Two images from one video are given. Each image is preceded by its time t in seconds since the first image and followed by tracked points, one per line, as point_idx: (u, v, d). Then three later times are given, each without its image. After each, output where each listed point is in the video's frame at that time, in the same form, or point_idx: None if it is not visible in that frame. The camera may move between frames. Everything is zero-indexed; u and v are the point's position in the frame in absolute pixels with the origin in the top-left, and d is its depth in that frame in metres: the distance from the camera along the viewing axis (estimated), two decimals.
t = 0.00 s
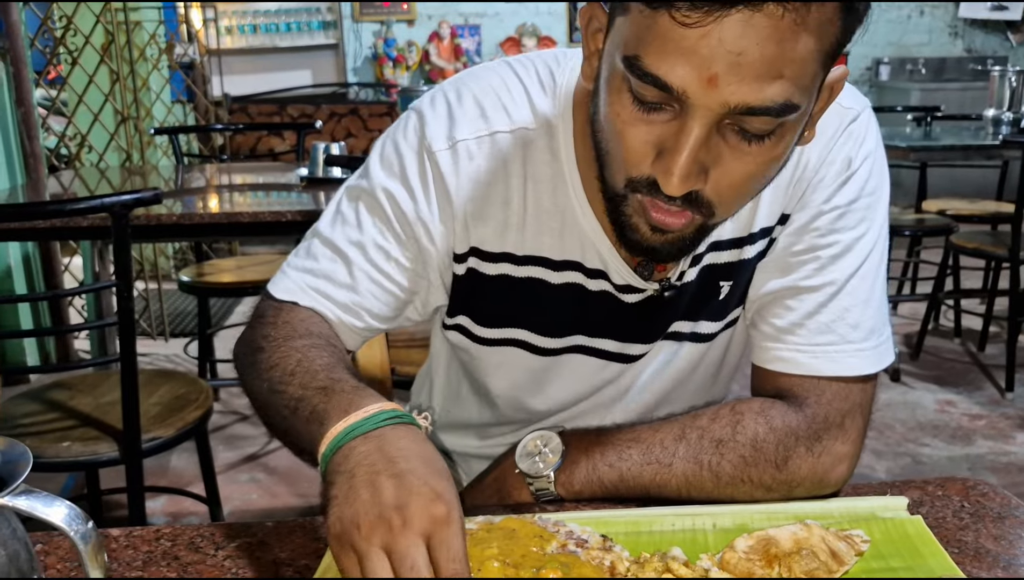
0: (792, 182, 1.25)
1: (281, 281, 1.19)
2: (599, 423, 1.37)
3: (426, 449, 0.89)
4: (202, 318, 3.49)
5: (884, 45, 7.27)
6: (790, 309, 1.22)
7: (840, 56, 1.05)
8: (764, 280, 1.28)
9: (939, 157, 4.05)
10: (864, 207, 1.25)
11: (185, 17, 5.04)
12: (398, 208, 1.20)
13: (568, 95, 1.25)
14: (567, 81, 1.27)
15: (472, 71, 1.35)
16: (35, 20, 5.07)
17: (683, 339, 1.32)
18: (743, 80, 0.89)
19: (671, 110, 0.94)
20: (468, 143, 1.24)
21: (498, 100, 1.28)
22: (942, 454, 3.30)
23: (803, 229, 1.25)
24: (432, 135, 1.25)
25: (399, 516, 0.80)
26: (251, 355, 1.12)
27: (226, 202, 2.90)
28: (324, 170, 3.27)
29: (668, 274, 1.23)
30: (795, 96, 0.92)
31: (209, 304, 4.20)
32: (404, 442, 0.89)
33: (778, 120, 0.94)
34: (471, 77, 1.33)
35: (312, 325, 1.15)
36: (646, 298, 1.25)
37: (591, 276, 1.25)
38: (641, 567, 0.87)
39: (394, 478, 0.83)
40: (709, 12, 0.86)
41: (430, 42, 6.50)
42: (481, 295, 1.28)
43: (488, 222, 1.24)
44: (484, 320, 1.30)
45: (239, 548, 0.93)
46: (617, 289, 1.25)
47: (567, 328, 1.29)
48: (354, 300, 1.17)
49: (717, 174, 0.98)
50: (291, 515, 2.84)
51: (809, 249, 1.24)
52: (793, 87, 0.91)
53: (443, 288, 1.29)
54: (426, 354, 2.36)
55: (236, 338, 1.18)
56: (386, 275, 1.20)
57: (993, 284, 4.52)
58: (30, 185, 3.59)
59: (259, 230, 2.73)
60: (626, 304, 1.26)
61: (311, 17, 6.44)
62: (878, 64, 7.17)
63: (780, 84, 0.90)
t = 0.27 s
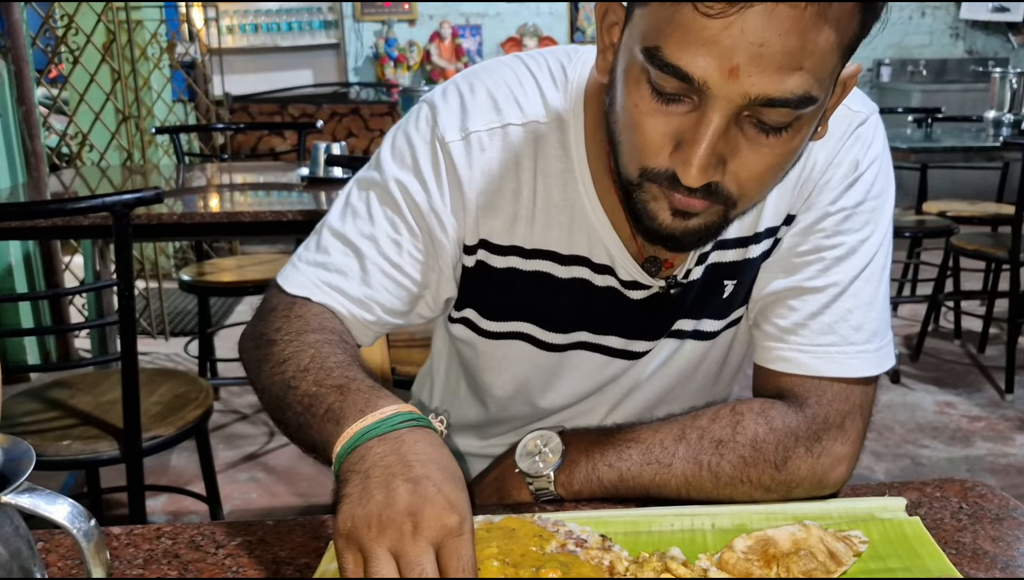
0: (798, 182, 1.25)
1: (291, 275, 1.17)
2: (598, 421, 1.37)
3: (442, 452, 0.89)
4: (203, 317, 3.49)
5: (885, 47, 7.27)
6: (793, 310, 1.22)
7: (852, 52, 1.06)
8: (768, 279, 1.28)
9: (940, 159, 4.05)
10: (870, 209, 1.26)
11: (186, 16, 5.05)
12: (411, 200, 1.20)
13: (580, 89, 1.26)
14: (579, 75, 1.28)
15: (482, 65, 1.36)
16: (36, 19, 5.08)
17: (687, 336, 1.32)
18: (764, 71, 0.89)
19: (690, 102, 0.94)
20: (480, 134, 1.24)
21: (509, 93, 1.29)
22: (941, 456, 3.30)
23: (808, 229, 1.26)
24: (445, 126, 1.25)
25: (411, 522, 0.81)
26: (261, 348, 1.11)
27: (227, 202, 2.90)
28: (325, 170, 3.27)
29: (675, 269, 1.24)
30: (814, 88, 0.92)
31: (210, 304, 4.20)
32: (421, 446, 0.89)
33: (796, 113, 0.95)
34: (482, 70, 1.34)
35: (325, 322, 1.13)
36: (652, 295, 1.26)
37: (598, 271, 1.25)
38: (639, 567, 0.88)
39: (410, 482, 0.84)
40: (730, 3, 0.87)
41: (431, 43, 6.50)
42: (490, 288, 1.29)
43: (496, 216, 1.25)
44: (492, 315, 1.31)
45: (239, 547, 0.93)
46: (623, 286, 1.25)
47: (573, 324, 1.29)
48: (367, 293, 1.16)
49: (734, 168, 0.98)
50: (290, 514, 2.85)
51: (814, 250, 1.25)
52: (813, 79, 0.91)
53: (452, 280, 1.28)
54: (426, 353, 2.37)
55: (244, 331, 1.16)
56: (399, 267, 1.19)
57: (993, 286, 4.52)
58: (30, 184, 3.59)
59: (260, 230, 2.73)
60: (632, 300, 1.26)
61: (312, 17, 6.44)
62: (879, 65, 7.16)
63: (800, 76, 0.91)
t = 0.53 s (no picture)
0: (801, 182, 1.25)
1: (301, 278, 1.19)
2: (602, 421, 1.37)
3: (445, 456, 0.90)
4: (203, 316, 3.49)
5: (886, 47, 7.27)
6: (794, 310, 1.22)
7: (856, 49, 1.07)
8: (770, 279, 1.28)
9: (940, 160, 4.06)
10: (873, 211, 1.26)
11: (186, 15, 5.05)
12: (417, 199, 1.21)
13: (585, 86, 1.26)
14: (584, 73, 1.28)
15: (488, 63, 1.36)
16: (36, 18, 5.08)
17: (690, 336, 1.32)
18: (768, 64, 0.89)
19: (693, 96, 0.94)
20: (486, 134, 1.24)
21: (515, 92, 1.29)
22: (941, 457, 3.30)
23: (811, 230, 1.26)
24: (450, 125, 1.25)
25: (411, 522, 0.82)
26: (271, 351, 1.13)
27: (227, 202, 2.90)
28: (324, 169, 3.27)
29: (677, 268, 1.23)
30: (818, 82, 0.92)
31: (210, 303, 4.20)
32: (424, 450, 0.90)
33: (800, 106, 0.95)
34: (486, 68, 1.34)
35: (333, 325, 1.15)
36: (656, 293, 1.26)
37: (601, 269, 1.25)
38: (638, 567, 0.88)
39: (411, 484, 0.85)
40: None
41: (432, 43, 6.49)
42: (494, 286, 1.29)
43: (502, 214, 1.25)
44: (497, 313, 1.31)
45: (238, 546, 0.93)
46: (627, 284, 1.25)
47: (577, 323, 1.29)
48: (375, 295, 1.18)
49: (735, 163, 0.99)
50: (290, 514, 2.84)
51: (816, 251, 1.25)
52: (817, 73, 0.91)
53: (460, 279, 1.27)
54: (426, 353, 2.37)
55: (257, 333, 1.19)
56: (406, 268, 1.20)
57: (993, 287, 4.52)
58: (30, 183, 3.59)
59: (260, 230, 2.73)
60: (636, 299, 1.26)
61: (312, 17, 6.44)
62: (879, 66, 7.16)
63: (804, 69, 0.90)
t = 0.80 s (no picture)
0: (805, 182, 1.25)
1: (307, 279, 1.19)
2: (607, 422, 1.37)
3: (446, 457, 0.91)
4: (203, 316, 3.49)
5: (886, 48, 7.27)
6: (797, 311, 1.22)
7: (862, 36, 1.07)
8: (773, 280, 1.27)
9: (940, 161, 4.06)
10: (878, 212, 1.25)
11: (187, 15, 5.05)
12: (422, 200, 1.21)
13: (589, 84, 1.26)
14: (588, 73, 1.28)
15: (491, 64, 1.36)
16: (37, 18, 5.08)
17: (694, 336, 1.31)
18: (781, 55, 0.89)
19: (708, 92, 0.95)
20: (490, 134, 1.24)
21: (518, 91, 1.29)
22: (941, 458, 3.30)
23: (814, 230, 1.25)
24: (454, 126, 1.25)
25: (408, 516, 0.82)
26: (276, 354, 1.13)
27: (227, 202, 2.90)
28: (324, 169, 3.27)
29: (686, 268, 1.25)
30: (832, 69, 0.92)
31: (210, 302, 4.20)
32: (425, 451, 0.90)
33: (813, 95, 0.95)
34: (490, 69, 1.34)
35: (338, 327, 1.15)
36: (661, 293, 1.25)
37: (606, 268, 1.25)
38: (639, 568, 0.88)
39: (410, 481, 0.85)
40: None
41: (432, 43, 6.48)
42: (499, 285, 1.29)
43: (507, 213, 1.25)
44: (502, 312, 1.30)
45: (238, 546, 0.93)
46: (631, 283, 1.25)
47: (581, 322, 1.29)
48: (379, 295, 1.18)
49: (758, 152, 0.99)
50: (290, 514, 2.85)
51: (819, 251, 1.24)
52: (831, 59, 0.91)
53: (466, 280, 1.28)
54: (427, 354, 2.37)
55: (262, 334, 1.19)
56: (411, 268, 1.20)
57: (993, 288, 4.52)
58: (31, 183, 3.60)
59: (260, 230, 2.73)
60: (639, 299, 1.26)
61: (313, 17, 6.45)
62: (879, 67, 7.18)
63: (817, 57, 0.90)
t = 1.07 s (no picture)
0: (796, 185, 1.26)
1: (306, 280, 1.20)
2: (602, 422, 1.38)
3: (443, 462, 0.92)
4: (202, 318, 3.50)
5: (885, 50, 7.28)
6: (790, 313, 1.23)
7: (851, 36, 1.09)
8: (766, 283, 1.28)
9: (938, 164, 4.07)
10: (870, 216, 1.26)
11: (187, 17, 5.06)
12: (419, 200, 1.22)
13: (583, 87, 1.27)
14: (582, 73, 1.29)
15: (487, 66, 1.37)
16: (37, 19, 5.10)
17: (689, 337, 1.32)
18: (777, 45, 0.91)
19: (705, 85, 0.96)
20: (485, 135, 1.25)
21: (513, 93, 1.30)
22: (938, 460, 3.31)
23: (806, 233, 1.26)
24: (450, 128, 1.26)
25: (409, 516, 0.83)
26: (276, 357, 1.14)
27: (227, 204, 2.91)
28: (323, 171, 3.28)
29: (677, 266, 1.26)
30: (826, 59, 0.94)
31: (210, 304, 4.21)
32: (425, 456, 0.91)
33: (809, 85, 0.96)
34: (486, 72, 1.35)
35: (337, 331, 1.15)
36: (655, 293, 1.26)
37: (600, 268, 1.26)
38: (634, 568, 0.88)
39: (409, 483, 0.86)
40: None
41: (432, 45, 6.49)
42: (495, 286, 1.30)
43: (503, 214, 1.26)
44: (499, 312, 1.31)
45: (237, 546, 0.94)
46: (626, 283, 1.26)
47: (577, 322, 1.29)
48: (376, 294, 1.18)
49: (755, 145, 1.00)
50: (289, 515, 2.85)
51: (812, 255, 1.25)
52: (824, 49, 0.93)
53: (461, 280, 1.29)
54: (425, 356, 2.38)
55: (261, 335, 1.20)
56: (408, 267, 1.21)
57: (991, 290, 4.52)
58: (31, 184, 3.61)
59: (259, 231, 2.74)
60: (634, 299, 1.27)
61: (313, 19, 6.47)
62: (879, 69, 7.16)
63: (812, 46, 0.92)
